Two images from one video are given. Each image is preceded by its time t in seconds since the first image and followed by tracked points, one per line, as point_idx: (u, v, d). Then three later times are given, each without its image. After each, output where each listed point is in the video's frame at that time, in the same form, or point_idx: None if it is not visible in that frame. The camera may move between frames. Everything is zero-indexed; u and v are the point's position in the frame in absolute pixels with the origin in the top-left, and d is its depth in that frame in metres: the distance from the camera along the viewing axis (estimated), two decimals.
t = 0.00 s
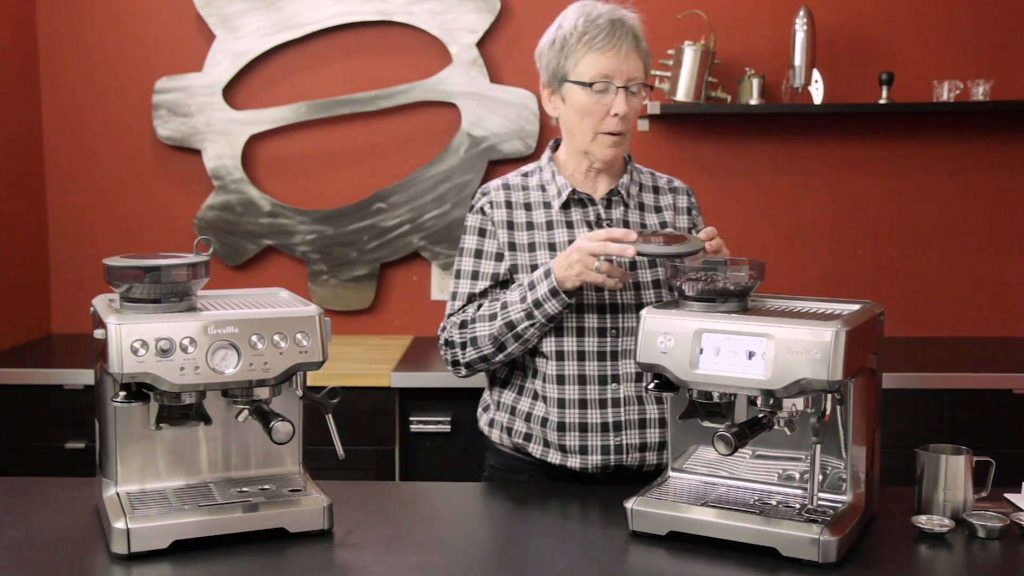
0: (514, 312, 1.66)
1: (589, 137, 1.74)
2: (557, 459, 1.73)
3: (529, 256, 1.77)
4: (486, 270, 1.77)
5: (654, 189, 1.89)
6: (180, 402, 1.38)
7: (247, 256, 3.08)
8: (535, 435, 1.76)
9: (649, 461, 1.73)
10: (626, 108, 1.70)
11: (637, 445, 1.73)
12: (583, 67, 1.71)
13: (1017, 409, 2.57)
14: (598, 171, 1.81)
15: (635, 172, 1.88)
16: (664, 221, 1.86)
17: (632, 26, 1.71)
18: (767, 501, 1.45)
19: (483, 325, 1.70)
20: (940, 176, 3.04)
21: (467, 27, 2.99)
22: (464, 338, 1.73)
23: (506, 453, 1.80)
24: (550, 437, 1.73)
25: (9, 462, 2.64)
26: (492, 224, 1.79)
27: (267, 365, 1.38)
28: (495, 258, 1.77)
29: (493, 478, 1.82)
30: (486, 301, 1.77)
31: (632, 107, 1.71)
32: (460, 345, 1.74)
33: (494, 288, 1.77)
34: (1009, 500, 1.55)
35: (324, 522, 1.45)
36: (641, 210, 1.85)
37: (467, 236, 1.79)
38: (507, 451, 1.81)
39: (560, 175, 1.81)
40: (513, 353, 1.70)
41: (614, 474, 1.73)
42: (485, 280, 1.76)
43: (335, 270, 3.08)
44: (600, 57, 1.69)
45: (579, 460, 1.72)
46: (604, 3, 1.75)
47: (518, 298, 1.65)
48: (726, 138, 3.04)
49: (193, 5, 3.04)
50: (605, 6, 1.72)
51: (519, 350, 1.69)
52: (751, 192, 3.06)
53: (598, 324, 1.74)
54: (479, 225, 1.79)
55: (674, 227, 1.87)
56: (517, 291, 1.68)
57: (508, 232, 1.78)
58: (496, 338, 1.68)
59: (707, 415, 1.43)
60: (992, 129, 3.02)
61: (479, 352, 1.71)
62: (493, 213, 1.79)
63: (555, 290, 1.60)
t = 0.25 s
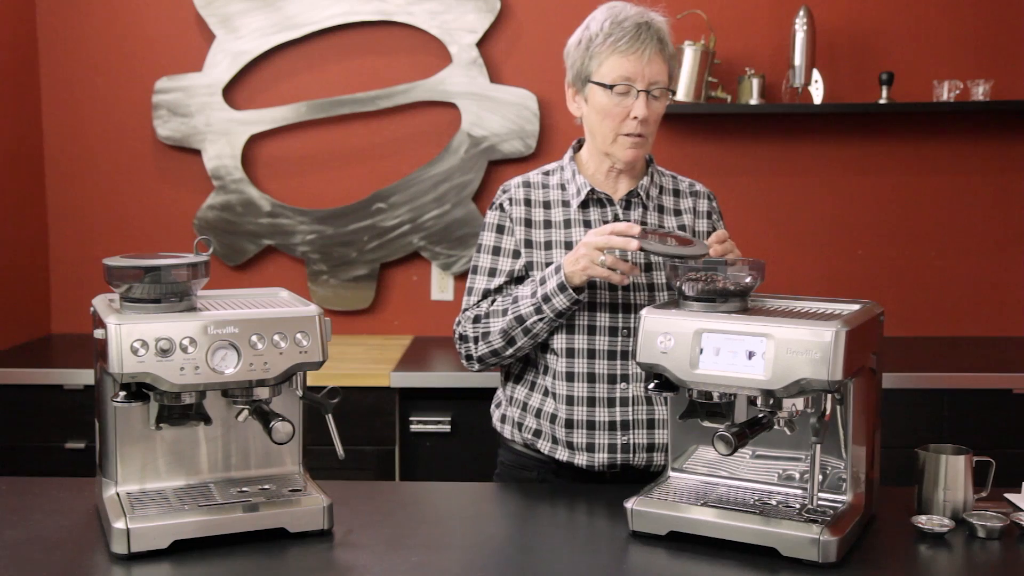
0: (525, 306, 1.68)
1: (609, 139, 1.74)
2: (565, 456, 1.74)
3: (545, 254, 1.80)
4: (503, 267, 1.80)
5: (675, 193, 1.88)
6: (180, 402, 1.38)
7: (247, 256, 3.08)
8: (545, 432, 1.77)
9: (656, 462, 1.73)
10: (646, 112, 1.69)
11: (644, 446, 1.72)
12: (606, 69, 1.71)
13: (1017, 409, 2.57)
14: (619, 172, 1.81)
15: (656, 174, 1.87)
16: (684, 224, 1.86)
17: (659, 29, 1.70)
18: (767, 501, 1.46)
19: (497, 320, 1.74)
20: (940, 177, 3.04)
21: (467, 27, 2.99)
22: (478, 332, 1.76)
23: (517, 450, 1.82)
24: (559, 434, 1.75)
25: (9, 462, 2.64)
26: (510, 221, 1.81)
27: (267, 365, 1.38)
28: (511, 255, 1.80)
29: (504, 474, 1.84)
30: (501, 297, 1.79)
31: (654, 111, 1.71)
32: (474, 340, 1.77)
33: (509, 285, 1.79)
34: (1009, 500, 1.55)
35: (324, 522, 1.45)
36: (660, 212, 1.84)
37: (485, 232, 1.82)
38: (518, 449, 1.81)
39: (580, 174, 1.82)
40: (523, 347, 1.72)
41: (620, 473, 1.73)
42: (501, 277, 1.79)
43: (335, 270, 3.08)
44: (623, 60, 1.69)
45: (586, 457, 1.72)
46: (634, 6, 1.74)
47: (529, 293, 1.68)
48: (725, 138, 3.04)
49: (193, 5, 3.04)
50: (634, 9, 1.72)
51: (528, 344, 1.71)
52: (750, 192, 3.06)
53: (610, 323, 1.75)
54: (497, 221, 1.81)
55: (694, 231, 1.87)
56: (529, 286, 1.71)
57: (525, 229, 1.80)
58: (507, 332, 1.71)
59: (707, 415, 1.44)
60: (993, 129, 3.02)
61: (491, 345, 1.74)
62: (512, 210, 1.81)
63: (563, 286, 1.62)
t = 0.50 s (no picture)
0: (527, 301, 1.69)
1: (619, 138, 1.74)
2: (568, 454, 1.74)
3: (553, 253, 1.80)
4: (510, 266, 1.80)
5: (684, 195, 1.88)
6: (180, 402, 1.38)
7: (247, 256, 3.08)
8: (549, 430, 1.77)
9: (659, 462, 1.72)
10: (656, 111, 1.69)
11: (647, 446, 1.72)
12: (617, 68, 1.71)
13: (1017, 409, 2.57)
14: (629, 172, 1.81)
15: (666, 175, 1.87)
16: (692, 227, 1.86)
17: (671, 30, 1.70)
18: (767, 500, 1.46)
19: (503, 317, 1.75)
20: (940, 177, 3.04)
21: (467, 27, 2.99)
22: (484, 329, 1.77)
23: (521, 448, 1.82)
24: (562, 432, 1.75)
25: (9, 462, 2.64)
26: (518, 219, 1.82)
27: (267, 365, 1.38)
28: (518, 254, 1.80)
29: (509, 471, 1.85)
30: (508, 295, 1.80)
31: (664, 111, 1.71)
32: (481, 337, 1.78)
33: (516, 283, 1.80)
34: (1009, 500, 1.55)
35: (324, 522, 1.45)
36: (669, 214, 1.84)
37: (493, 230, 1.83)
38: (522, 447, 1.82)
39: (590, 174, 1.82)
40: (526, 343, 1.72)
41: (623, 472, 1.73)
42: (508, 275, 1.80)
43: (335, 270, 3.08)
44: (633, 59, 1.69)
45: (589, 456, 1.72)
46: (647, 6, 1.74)
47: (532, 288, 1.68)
48: (725, 138, 3.04)
49: (193, 5, 3.04)
50: (647, 9, 1.72)
51: (531, 341, 1.72)
52: (750, 191, 3.06)
53: (614, 323, 1.75)
54: (506, 220, 1.82)
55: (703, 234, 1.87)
56: (532, 283, 1.71)
57: (533, 228, 1.81)
58: (511, 328, 1.72)
59: (707, 415, 1.44)
60: (993, 129, 3.02)
61: (495, 341, 1.75)
62: (521, 209, 1.82)
63: (564, 282, 1.63)
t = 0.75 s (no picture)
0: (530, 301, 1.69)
1: (620, 137, 1.74)
2: (570, 454, 1.74)
3: (557, 253, 1.80)
4: (513, 266, 1.80)
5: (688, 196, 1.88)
6: (179, 402, 1.38)
7: (247, 256, 3.08)
8: (551, 431, 1.77)
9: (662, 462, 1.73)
10: (656, 110, 1.69)
11: (650, 446, 1.72)
12: (617, 67, 1.71)
13: (1017, 409, 2.57)
14: (632, 173, 1.81)
15: (669, 176, 1.87)
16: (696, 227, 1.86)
17: (672, 29, 1.70)
18: (767, 500, 1.46)
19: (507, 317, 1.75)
20: (940, 177, 3.04)
21: (467, 27, 2.99)
22: (487, 328, 1.77)
23: (523, 448, 1.82)
24: (564, 432, 1.75)
25: (9, 462, 2.64)
26: (521, 219, 1.81)
27: (267, 365, 1.38)
28: (522, 254, 1.80)
29: (510, 471, 1.85)
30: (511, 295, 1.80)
31: (664, 110, 1.71)
32: (484, 337, 1.78)
33: (519, 283, 1.80)
34: (1009, 500, 1.55)
35: (324, 522, 1.45)
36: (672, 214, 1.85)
37: (497, 229, 1.83)
38: (524, 447, 1.82)
39: (594, 175, 1.82)
40: (530, 343, 1.72)
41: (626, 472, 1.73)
42: (511, 275, 1.80)
43: (335, 270, 3.08)
44: (633, 58, 1.69)
45: (592, 456, 1.72)
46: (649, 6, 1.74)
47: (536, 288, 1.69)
48: (725, 138, 3.04)
49: (193, 5, 3.04)
50: (648, 9, 1.72)
51: (535, 340, 1.71)
52: (750, 191, 3.06)
53: (618, 324, 1.75)
54: (509, 219, 1.82)
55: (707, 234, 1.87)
56: (536, 282, 1.72)
57: (537, 228, 1.81)
58: (514, 328, 1.72)
59: (707, 415, 1.44)
60: (993, 129, 3.02)
61: (498, 341, 1.75)
62: (525, 209, 1.81)
63: (567, 281, 1.63)
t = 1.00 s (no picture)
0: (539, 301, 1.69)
1: (616, 133, 1.74)
2: (574, 455, 1.74)
3: (561, 253, 1.80)
4: (516, 265, 1.80)
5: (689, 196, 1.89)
6: (179, 402, 1.38)
7: (247, 256, 3.08)
8: (554, 431, 1.77)
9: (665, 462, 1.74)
10: (651, 104, 1.69)
11: (654, 447, 1.73)
12: (613, 63, 1.72)
13: (1017, 409, 2.57)
14: (632, 171, 1.82)
15: (671, 176, 1.88)
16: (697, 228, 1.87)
17: (669, 25, 1.71)
18: (767, 500, 1.46)
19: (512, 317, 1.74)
20: (940, 177, 3.05)
21: (467, 27, 2.99)
22: (491, 328, 1.76)
23: (525, 449, 1.82)
24: (568, 433, 1.75)
25: (9, 462, 2.64)
26: (525, 218, 1.81)
27: (267, 365, 1.38)
28: (525, 253, 1.80)
29: (511, 472, 1.85)
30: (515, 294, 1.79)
31: (660, 104, 1.71)
32: (487, 336, 1.77)
33: (523, 283, 1.80)
34: (1009, 500, 1.55)
35: (324, 522, 1.45)
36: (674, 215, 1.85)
37: (499, 228, 1.82)
38: (525, 448, 1.82)
39: (597, 174, 1.82)
40: (536, 343, 1.72)
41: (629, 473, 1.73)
42: (515, 274, 1.79)
43: (335, 270, 3.08)
44: (629, 53, 1.70)
45: (595, 457, 1.73)
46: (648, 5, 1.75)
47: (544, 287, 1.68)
48: (726, 138, 3.04)
49: (193, 5, 3.04)
50: (647, 6, 1.73)
51: (541, 340, 1.71)
52: (750, 191, 3.06)
53: (623, 324, 1.75)
54: (512, 218, 1.81)
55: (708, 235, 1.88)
56: (543, 282, 1.72)
57: (541, 228, 1.80)
58: (521, 327, 1.71)
59: (707, 415, 1.44)
60: (993, 129, 3.02)
61: (503, 340, 1.74)
62: (529, 208, 1.81)
63: (579, 281, 1.63)
